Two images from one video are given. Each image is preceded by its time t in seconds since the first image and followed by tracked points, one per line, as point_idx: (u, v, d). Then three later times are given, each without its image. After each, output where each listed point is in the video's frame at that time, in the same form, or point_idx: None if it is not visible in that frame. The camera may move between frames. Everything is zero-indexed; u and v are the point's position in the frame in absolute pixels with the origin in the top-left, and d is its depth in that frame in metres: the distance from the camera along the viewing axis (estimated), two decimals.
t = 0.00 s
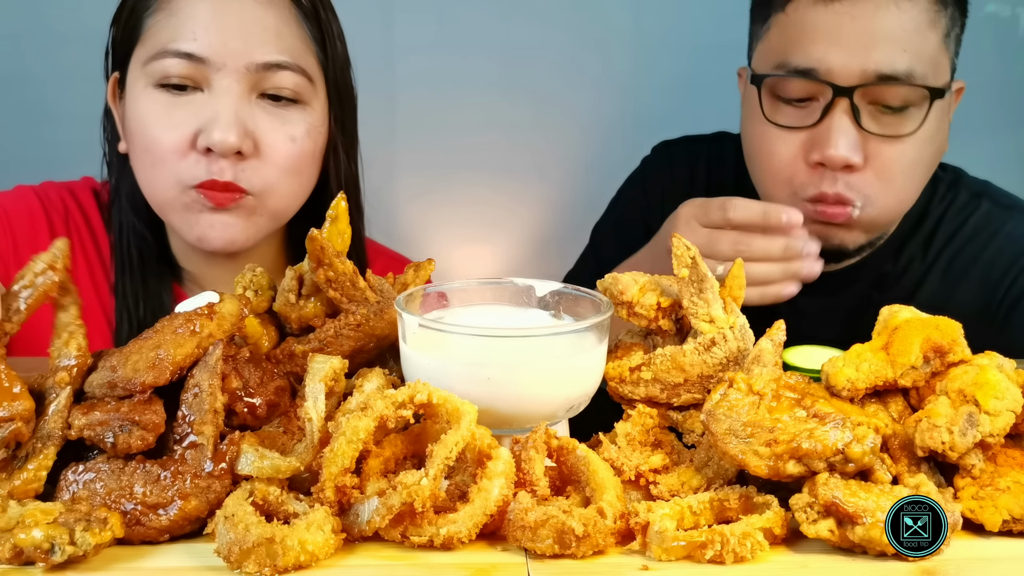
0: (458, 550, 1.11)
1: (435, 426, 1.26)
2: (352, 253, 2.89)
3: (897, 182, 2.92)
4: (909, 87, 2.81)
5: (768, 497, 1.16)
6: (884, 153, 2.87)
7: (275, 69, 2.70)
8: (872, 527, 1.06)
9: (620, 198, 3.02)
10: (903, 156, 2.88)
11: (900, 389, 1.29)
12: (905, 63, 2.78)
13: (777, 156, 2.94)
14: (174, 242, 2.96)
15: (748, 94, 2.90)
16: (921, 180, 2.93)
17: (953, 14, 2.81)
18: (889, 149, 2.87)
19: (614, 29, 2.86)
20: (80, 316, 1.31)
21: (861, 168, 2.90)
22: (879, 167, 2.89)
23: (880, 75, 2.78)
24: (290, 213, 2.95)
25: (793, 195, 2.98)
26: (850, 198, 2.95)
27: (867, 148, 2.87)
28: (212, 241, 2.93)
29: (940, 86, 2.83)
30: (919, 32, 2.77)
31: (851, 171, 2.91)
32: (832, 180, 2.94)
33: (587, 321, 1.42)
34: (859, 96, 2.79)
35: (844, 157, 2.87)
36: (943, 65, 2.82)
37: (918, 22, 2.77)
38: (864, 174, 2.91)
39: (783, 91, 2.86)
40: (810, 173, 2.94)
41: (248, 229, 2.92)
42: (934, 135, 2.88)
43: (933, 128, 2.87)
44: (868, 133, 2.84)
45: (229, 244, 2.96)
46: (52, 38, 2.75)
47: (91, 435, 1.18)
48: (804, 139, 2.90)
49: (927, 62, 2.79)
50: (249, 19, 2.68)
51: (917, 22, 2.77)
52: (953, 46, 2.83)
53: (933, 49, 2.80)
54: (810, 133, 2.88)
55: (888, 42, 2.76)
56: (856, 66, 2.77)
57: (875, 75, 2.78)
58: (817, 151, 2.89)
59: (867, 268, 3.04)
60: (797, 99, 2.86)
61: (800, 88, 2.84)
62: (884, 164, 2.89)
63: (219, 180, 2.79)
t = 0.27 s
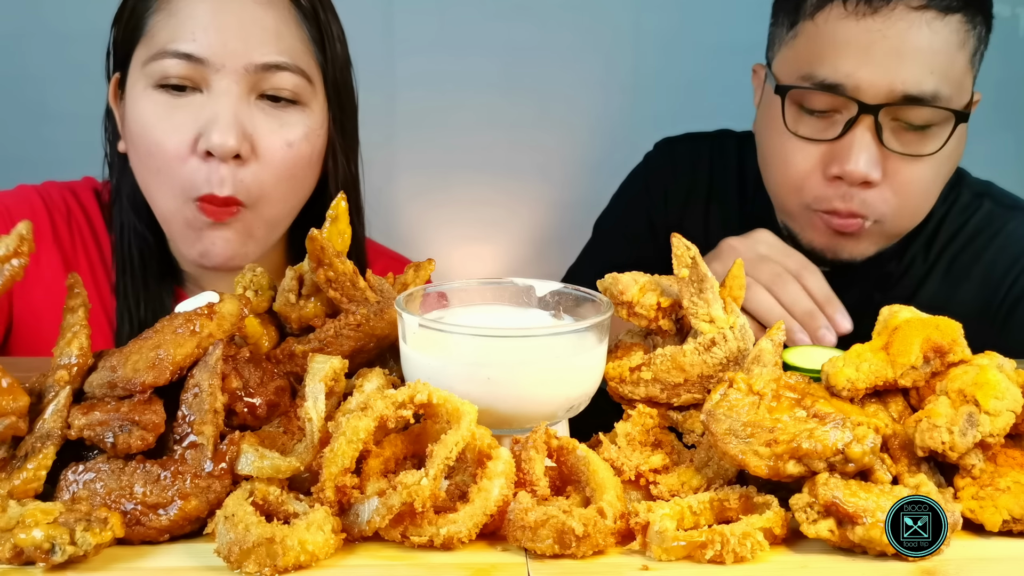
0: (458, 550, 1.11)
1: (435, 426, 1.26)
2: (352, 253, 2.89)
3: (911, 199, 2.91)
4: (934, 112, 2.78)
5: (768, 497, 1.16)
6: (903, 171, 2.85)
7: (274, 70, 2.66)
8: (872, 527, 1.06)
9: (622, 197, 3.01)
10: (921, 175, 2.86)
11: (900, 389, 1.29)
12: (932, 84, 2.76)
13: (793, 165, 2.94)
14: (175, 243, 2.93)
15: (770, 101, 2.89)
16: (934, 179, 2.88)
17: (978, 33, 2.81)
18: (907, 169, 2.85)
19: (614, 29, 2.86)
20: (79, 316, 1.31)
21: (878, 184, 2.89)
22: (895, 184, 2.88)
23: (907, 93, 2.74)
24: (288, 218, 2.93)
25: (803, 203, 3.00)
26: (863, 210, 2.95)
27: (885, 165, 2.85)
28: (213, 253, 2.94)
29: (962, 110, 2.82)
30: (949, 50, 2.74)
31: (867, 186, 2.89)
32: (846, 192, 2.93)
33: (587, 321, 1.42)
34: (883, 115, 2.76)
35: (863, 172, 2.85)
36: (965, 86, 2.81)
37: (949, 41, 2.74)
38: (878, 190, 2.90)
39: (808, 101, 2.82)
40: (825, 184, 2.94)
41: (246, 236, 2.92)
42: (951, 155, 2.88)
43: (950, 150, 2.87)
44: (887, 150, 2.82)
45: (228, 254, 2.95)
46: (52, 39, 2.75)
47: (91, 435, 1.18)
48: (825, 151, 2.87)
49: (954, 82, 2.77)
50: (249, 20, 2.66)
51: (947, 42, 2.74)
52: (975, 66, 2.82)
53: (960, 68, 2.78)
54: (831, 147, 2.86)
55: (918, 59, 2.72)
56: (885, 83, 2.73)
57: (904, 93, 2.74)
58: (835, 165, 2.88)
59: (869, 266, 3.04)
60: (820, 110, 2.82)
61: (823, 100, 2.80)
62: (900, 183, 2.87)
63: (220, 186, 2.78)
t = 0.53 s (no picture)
0: (458, 550, 1.11)
1: (435, 426, 1.26)
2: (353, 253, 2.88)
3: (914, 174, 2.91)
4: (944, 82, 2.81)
5: (768, 497, 1.16)
6: (906, 140, 2.86)
7: (277, 72, 2.70)
8: (872, 527, 1.06)
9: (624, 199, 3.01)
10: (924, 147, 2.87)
11: (900, 389, 1.29)
12: (943, 53, 2.79)
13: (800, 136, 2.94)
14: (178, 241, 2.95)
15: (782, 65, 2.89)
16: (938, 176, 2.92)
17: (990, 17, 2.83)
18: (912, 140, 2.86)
19: (615, 29, 2.87)
20: (80, 316, 1.30)
21: (882, 154, 2.89)
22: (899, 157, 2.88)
23: (918, 60, 2.79)
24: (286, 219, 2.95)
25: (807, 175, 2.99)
26: (865, 183, 2.94)
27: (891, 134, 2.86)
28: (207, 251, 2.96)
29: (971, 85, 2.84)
30: (959, 26, 2.78)
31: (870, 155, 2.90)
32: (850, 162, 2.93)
33: (587, 321, 1.42)
34: (891, 80, 2.80)
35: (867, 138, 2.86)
36: (977, 65, 2.83)
37: (960, 17, 2.78)
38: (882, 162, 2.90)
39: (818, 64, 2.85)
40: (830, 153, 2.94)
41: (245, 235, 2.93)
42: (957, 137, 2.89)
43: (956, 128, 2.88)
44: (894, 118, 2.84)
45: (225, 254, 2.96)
46: (52, 39, 2.75)
47: (91, 435, 1.18)
48: (831, 116, 2.89)
49: (964, 58, 2.81)
50: (253, 21, 2.67)
51: (958, 17, 2.78)
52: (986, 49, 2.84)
53: (970, 47, 2.81)
54: (837, 112, 2.88)
55: (929, 32, 2.77)
56: (896, 50, 2.78)
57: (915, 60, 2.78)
58: (841, 130, 2.88)
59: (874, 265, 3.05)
60: (830, 75, 2.85)
61: (834, 63, 2.84)
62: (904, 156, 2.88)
63: (218, 181, 2.80)
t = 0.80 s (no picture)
0: (458, 550, 1.11)
1: (435, 426, 1.26)
2: (352, 253, 2.88)
3: (923, 163, 2.86)
4: (955, 72, 2.75)
5: (768, 497, 1.16)
6: (916, 130, 2.80)
7: (275, 72, 2.68)
8: (872, 527, 1.06)
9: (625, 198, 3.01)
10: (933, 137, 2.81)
11: (900, 389, 1.29)
12: (954, 44, 2.74)
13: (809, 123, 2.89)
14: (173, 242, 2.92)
15: (793, 52, 2.87)
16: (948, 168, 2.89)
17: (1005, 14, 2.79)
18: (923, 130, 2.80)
19: (615, 29, 2.87)
20: (80, 316, 1.30)
21: (891, 141, 2.83)
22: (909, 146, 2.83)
23: (928, 49, 2.73)
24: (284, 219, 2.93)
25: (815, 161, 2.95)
26: (875, 169, 2.89)
27: (901, 122, 2.79)
28: (204, 252, 2.92)
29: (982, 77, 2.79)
30: (972, 18, 2.73)
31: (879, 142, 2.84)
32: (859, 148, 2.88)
33: (587, 321, 1.42)
34: (902, 68, 2.73)
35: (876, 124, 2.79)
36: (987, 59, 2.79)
37: (974, 10, 2.73)
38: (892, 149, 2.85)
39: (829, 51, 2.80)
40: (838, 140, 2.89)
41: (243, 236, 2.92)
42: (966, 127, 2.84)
43: (965, 118, 2.83)
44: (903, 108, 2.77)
45: (221, 256, 2.94)
46: (51, 38, 2.75)
47: (91, 434, 1.18)
48: (841, 102, 2.83)
49: (975, 50, 2.75)
50: (251, 22, 2.66)
51: (971, 9, 2.72)
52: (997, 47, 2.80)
53: (983, 40, 2.75)
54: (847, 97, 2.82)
55: (939, 22, 2.71)
56: (906, 38, 2.73)
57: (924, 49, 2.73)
58: (850, 116, 2.82)
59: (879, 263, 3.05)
60: (840, 61, 2.80)
61: (844, 51, 2.79)
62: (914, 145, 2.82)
63: (214, 183, 2.78)
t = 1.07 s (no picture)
0: (458, 550, 1.11)
1: (435, 426, 1.26)
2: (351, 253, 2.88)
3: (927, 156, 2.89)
4: (963, 63, 2.78)
5: (768, 497, 1.16)
6: (922, 121, 2.84)
7: (273, 72, 2.72)
8: (872, 527, 1.06)
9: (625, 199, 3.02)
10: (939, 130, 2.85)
11: (900, 389, 1.29)
12: (963, 35, 2.76)
13: (815, 112, 2.92)
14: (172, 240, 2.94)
15: (800, 45, 2.88)
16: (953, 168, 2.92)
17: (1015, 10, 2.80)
18: (929, 120, 2.83)
19: (614, 29, 2.87)
20: (81, 316, 1.30)
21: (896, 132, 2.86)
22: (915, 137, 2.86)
23: (938, 40, 2.75)
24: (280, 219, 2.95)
25: (819, 153, 2.96)
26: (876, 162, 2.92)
27: (907, 112, 2.83)
28: (202, 242, 2.93)
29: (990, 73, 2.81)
30: (982, 11, 2.74)
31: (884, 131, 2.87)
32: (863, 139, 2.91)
33: (587, 321, 1.42)
34: (910, 56, 2.77)
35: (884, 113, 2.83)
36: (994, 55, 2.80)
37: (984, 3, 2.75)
38: (897, 140, 2.87)
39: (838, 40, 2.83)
40: (843, 130, 2.91)
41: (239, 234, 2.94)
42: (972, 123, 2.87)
43: (972, 113, 2.85)
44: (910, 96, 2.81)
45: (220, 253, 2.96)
46: (51, 38, 2.75)
47: (91, 435, 1.18)
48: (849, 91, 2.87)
49: (983, 43, 2.77)
50: (249, 22, 2.69)
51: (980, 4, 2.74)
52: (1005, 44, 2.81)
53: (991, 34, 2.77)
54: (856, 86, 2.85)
55: (949, 13, 2.73)
56: (916, 28, 2.74)
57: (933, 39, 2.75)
58: (858, 104, 2.86)
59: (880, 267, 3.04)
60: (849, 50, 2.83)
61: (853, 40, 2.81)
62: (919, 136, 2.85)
63: (211, 180, 2.81)
